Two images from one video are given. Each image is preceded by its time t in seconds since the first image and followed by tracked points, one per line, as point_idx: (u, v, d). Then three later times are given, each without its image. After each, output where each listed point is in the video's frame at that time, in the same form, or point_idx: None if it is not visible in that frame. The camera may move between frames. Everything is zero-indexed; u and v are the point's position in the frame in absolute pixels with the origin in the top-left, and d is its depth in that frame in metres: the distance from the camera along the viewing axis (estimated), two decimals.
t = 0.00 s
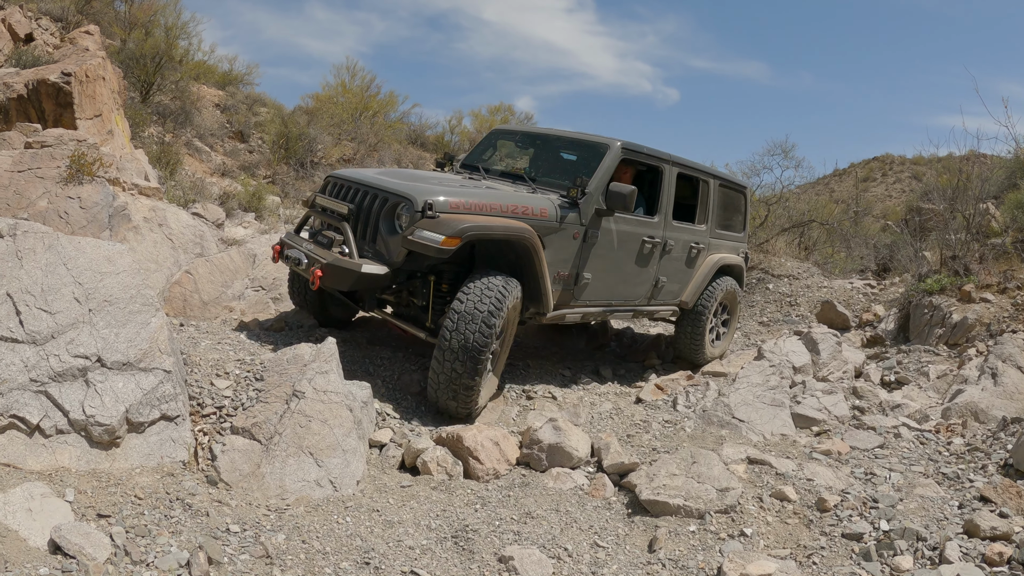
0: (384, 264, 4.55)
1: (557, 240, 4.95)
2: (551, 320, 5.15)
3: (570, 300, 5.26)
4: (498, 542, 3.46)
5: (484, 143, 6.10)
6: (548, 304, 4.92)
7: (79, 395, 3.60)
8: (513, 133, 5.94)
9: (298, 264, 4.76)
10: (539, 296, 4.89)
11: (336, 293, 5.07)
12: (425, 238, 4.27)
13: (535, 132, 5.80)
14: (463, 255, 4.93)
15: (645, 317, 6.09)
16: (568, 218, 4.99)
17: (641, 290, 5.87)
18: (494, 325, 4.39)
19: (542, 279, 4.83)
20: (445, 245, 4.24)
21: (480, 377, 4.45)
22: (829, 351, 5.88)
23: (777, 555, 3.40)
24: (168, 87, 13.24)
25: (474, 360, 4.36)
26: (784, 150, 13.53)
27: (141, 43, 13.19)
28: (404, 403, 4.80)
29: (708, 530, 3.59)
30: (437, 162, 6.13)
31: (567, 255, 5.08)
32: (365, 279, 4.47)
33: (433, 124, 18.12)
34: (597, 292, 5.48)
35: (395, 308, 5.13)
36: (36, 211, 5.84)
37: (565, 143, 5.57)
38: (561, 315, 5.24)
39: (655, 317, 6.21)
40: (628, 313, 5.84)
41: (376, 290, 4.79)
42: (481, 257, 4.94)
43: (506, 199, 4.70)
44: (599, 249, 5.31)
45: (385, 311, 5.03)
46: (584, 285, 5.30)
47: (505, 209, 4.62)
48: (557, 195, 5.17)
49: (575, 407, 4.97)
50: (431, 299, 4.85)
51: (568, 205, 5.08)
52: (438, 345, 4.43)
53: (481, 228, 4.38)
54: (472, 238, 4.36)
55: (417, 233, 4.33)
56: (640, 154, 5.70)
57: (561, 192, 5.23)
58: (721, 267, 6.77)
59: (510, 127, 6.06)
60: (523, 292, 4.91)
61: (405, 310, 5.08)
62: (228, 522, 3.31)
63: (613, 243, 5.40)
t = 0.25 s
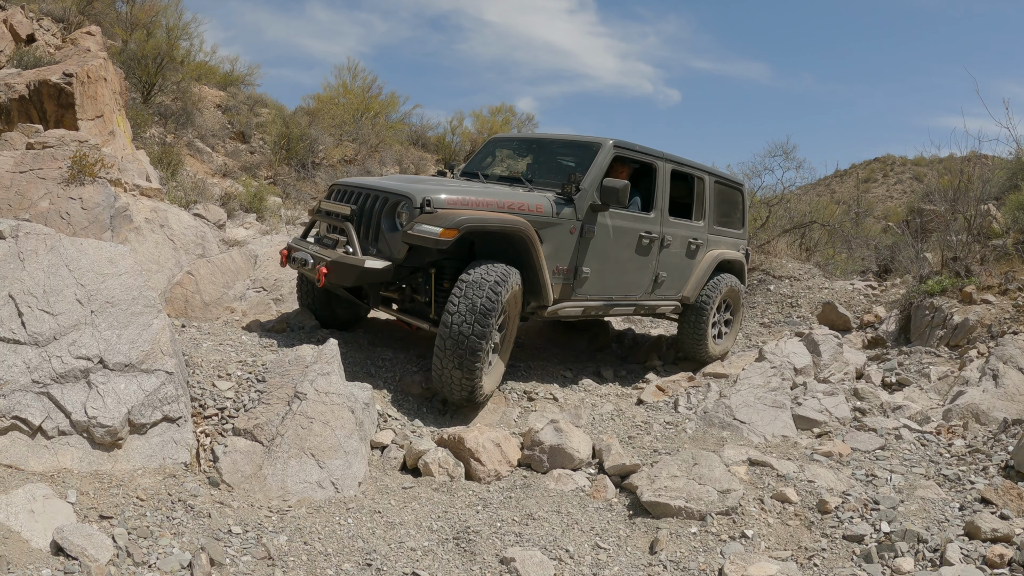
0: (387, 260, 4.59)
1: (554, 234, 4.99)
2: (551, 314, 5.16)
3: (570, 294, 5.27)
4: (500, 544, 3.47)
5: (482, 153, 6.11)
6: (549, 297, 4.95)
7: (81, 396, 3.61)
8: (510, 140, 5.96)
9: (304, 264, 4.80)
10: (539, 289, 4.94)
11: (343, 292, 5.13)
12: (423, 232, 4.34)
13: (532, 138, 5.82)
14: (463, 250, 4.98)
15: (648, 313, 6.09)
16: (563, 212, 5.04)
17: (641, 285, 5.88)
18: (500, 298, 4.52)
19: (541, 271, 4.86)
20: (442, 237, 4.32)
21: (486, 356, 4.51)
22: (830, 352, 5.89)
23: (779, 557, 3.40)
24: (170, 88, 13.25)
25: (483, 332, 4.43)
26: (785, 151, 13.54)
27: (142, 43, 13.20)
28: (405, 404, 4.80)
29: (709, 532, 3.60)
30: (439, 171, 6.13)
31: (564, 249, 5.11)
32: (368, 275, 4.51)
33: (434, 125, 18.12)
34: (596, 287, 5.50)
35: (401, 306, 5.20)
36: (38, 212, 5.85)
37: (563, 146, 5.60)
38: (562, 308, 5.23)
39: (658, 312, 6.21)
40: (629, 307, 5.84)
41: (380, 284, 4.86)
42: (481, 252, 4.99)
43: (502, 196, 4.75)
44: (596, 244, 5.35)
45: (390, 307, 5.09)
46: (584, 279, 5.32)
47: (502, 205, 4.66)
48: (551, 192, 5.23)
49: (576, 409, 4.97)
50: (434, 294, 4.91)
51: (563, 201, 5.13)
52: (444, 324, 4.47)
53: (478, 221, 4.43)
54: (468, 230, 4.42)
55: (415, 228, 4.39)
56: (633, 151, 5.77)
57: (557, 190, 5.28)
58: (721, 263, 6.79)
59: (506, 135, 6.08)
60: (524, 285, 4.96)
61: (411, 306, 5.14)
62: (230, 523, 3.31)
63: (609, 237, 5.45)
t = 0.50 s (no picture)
0: (397, 252, 4.60)
1: (560, 225, 4.99)
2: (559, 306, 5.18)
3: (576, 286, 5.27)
4: (501, 544, 3.47)
5: (482, 155, 6.11)
6: (557, 288, 4.98)
7: (83, 396, 3.62)
8: (510, 142, 5.96)
9: (313, 260, 4.80)
10: (547, 280, 4.97)
11: (353, 288, 5.12)
12: (435, 222, 4.35)
13: (532, 139, 5.83)
14: (472, 243, 5.00)
15: (653, 306, 6.08)
16: (568, 204, 5.05)
17: (644, 278, 5.89)
18: (518, 293, 4.57)
19: (549, 262, 4.89)
20: (453, 226, 4.31)
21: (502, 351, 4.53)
22: (831, 353, 5.89)
23: (779, 558, 3.41)
24: (171, 88, 13.27)
25: (502, 325, 4.45)
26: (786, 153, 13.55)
27: (144, 44, 13.21)
28: (407, 403, 4.81)
29: (710, 532, 3.60)
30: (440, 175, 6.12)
31: (570, 241, 5.11)
32: (379, 266, 4.55)
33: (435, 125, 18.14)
34: (601, 280, 5.50)
35: (408, 305, 5.20)
36: (39, 212, 5.86)
37: (563, 144, 5.60)
38: (568, 301, 5.24)
39: (662, 306, 6.22)
40: (634, 301, 5.84)
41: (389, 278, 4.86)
42: (489, 245, 5.02)
43: (509, 188, 4.77)
44: (600, 237, 5.35)
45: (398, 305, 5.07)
46: (588, 272, 5.32)
47: (509, 196, 4.67)
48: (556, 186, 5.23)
49: (577, 409, 4.98)
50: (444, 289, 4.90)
51: (568, 194, 5.14)
52: (462, 316, 4.47)
53: (488, 211, 4.44)
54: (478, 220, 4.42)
55: (425, 218, 4.39)
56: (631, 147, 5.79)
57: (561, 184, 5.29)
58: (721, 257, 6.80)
59: (506, 136, 6.09)
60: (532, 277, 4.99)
61: (418, 304, 5.14)
62: (231, 523, 3.32)
63: (613, 231, 5.45)
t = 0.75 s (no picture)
0: (394, 260, 4.60)
1: (560, 234, 5.00)
2: (557, 314, 5.19)
3: (575, 293, 5.28)
4: (502, 544, 3.48)
5: (488, 153, 6.11)
6: (554, 297, 4.99)
7: (85, 397, 3.62)
8: (515, 141, 5.96)
9: (313, 264, 4.83)
10: (545, 289, 4.99)
11: (351, 292, 5.14)
12: (432, 232, 4.38)
13: (538, 139, 5.83)
14: (471, 249, 5.03)
15: (653, 312, 6.09)
16: (569, 213, 5.06)
17: (646, 284, 5.89)
18: (504, 291, 4.54)
19: (547, 272, 4.91)
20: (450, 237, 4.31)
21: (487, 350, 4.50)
22: (832, 354, 5.90)
23: (780, 558, 3.41)
24: (172, 89, 13.30)
25: (485, 323, 4.43)
26: (787, 153, 13.55)
27: (145, 45, 13.22)
28: (408, 404, 4.81)
29: (711, 533, 3.60)
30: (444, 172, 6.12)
31: (570, 249, 5.12)
32: (376, 274, 4.54)
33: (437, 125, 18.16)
34: (601, 287, 5.51)
35: (407, 307, 5.22)
36: (41, 212, 5.87)
37: (568, 147, 5.60)
38: (567, 308, 5.25)
39: (663, 312, 6.22)
40: (634, 307, 5.85)
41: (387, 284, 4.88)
42: (489, 251, 5.04)
43: (508, 196, 4.77)
44: (601, 244, 5.36)
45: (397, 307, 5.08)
46: (589, 279, 5.33)
47: (508, 205, 4.68)
48: (557, 193, 5.24)
49: (578, 410, 4.99)
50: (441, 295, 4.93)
51: (569, 201, 5.14)
52: (446, 316, 4.48)
53: (486, 222, 4.46)
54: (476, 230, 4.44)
55: (424, 228, 4.40)
56: (637, 153, 5.78)
57: (563, 190, 5.30)
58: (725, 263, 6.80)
59: (513, 135, 6.09)
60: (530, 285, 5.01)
61: (417, 307, 5.17)
62: (232, 524, 3.33)
63: (615, 238, 5.46)
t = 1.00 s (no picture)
0: (395, 264, 4.61)
1: (560, 238, 5.01)
2: (557, 318, 5.21)
3: (576, 296, 5.29)
4: (503, 545, 3.48)
5: (491, 153, 6.11)
6: (555, 300, 5.02)
7: (87, 398, 3.63)
8: (518, 140, 5.97)
9: (313, 266, 4.83)
10: (545, 293, 5.01)
11: (352, 294, 5.15)
12: (433, 237, 4.36)
13: (540, 140, 5.83)
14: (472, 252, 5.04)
15: (653, 315, 6.10)
16: (570, 217, 5.06)
17: (647, 287, 5.90)
18: (497, 294, 4.51)
19: (548, 275, 4.92)
20: (451, 242, 4.34)
21: (479, 353, 4.49)
22: (834, 354, 5.90)
23: (781, 559, 3.42)
24: (174, 89, 13.31)
25: (475, 326, 4.42)
26: (788, 153, 13.55)
27: (146, 45, 13.23)
28: (410, 405, 4.82)
29: (712, 533, 3.61)
30: (446, 172, 6.12)
31: (571, 253, 5.13)
32: (376, 279, 4.55)
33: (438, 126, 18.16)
34: (602, 290, 5.51)
35: (408, 308, 5.24)
36: (43, 213, 5.88)
37: (570, 149, 5.60)
38: (567, 312, 5.26)
39: (664, 314, 6.23)
40: (635, 309, 5.85)
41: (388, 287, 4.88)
42: (489, 253, 5.05)
43: (509, 200, 4.78)
44: (602, 247, 5.36)
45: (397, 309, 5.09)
46: (589, 283, 5.34)
47: (509, 209, 4.69)
48: (558, 196, 5.25)
49: (579, 411, 4.99)
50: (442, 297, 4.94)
51: (570, 205, 5.15)
52: (438, 317, 4.50)
53: (486, 227, 4.47)
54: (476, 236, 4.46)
55: (424, 233, 4.41)
56: (639, 155, 5.78)
57: (564, 194, 5.30)
58: (726, 265, 6.80)
59: (515, 135, 6.08)
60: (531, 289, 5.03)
61: (417, 308, 5.18)
62: (234, 524, 3.33)
63: (616, 241, 5.46)
